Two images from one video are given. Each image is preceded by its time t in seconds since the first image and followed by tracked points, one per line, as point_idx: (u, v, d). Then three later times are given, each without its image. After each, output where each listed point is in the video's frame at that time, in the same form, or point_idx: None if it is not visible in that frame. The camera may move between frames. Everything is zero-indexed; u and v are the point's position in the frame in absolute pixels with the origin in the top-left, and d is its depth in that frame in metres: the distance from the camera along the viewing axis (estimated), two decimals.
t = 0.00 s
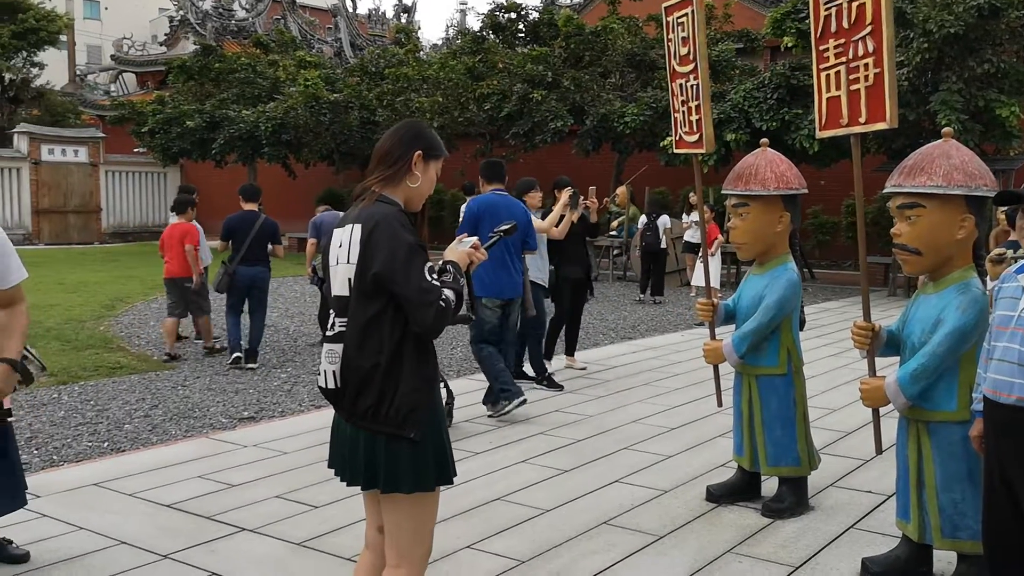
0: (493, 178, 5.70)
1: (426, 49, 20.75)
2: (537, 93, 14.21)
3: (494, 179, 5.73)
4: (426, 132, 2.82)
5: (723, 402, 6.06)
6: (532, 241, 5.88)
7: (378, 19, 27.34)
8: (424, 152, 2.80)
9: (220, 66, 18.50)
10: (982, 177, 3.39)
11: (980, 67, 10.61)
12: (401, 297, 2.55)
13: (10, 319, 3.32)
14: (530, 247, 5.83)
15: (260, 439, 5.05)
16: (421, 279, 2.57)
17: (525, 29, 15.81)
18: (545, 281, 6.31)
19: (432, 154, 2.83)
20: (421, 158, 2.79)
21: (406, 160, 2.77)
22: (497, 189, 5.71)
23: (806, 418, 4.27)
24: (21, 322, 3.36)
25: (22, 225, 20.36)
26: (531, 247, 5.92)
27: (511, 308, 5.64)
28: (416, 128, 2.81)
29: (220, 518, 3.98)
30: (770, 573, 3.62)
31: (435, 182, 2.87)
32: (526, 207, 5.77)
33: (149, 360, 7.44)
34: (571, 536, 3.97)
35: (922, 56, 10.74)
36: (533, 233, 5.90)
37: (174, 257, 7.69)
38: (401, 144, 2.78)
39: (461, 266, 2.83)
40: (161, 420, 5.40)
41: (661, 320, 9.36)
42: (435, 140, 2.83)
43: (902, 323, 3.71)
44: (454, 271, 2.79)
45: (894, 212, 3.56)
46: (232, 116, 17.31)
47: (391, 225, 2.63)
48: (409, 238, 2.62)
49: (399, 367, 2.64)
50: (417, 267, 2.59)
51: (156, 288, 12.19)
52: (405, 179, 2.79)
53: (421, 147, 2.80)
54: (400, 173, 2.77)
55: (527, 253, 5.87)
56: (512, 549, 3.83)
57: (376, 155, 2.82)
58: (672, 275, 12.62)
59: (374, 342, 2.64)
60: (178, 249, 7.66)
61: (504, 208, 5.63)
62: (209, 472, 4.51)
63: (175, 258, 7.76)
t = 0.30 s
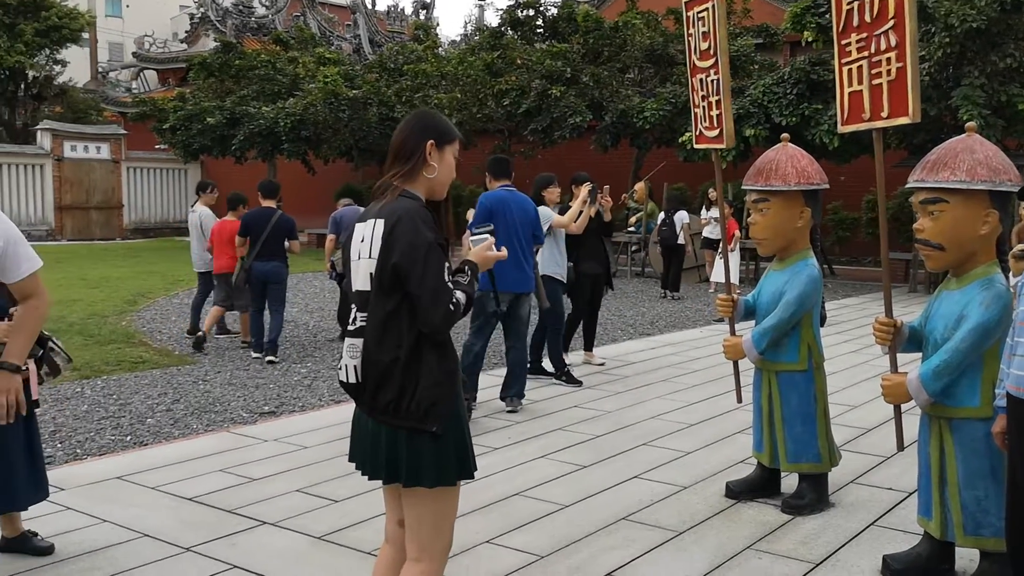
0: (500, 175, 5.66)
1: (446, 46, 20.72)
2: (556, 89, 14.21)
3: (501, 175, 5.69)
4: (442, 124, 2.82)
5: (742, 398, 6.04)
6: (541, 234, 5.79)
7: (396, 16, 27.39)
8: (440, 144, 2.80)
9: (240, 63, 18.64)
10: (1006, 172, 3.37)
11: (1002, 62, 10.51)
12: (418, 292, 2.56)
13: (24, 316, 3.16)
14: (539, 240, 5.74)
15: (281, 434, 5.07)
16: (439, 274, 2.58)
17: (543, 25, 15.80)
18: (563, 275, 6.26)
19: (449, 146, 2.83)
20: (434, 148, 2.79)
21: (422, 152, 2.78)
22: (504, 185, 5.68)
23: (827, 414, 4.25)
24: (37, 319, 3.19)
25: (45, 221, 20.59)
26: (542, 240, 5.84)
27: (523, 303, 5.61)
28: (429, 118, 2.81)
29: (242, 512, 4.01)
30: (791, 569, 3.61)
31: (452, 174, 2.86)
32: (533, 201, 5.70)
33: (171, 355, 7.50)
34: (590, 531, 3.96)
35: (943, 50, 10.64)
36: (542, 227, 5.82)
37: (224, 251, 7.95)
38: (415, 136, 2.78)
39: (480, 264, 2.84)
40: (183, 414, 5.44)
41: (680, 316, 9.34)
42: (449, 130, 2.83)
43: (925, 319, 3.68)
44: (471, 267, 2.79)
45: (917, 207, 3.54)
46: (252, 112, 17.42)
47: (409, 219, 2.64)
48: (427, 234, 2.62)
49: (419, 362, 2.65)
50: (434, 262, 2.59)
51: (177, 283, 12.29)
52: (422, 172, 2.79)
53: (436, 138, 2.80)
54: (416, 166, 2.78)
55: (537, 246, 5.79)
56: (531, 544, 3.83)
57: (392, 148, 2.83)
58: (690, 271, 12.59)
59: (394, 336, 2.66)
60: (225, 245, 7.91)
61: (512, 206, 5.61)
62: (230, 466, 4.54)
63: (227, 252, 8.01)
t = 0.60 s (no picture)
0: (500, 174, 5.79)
1: (468, 43, 20.73)
2: (577, 85, 14.21)
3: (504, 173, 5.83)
4: (454, 116, 2.83)
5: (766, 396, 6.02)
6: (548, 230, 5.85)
7: (418, 13, 27.43)
8: (450, 136, 2.81)
9: (264, 60, 18.86)
10: None
11: None
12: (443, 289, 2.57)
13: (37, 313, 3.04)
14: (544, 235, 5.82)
15: (304, 429, 5.11)
16: (462, 271, 2.59)
17: (565, 21, 15.84)
18: (583, 271, 6.21)
19: (459, 138, 2.84)
20: (443, 138, 2.80)
21: (431, 144, 2.79)
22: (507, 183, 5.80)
23: (852, 412, 4.22)
24: (52, 315, 3.08)
25: (72, 218, 20.87)
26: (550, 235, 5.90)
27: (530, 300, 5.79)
28: (437, 109, 2.83)
29: (266, 507, 4.04)
30: (815, 567, 3.60)
31: (464, 164, 2.87)
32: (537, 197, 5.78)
33: (196, 350, 7.56)
34: (613, 528, 3.96)
35: (969, 45, 10.52)
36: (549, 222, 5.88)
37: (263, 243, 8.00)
38: (424, 128, 2.80)
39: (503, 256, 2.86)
40: (208, 409, 5.49)
41: (702, 313, 9.31)
42: (456, 119, 2.84)
43: (952, 316, 3.64)
44: (495, 259, 2.81)
45: (944, 203, 3.51)
46: (275, 109, 17.54)
47: (430, 217, 2.64)
48: (449, 231, 2.63)
49: (442, 360, 2.65)
50: (456, 259, 2.60)
51: (201, 279, 12.40)
52: (435, 166, 2.80)
53: (445, 129, 2.81)
54: (428, 158, 2.79)
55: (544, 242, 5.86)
56: (553, 540, 3.84)
57: (404, 142, 2.84)
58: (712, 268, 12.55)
59: (418, 334, 2.66)
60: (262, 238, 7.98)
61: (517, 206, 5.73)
62: (254, 461, 4.57)
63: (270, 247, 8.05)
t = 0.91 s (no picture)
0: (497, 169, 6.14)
1: (490, 41, 20.71)
2: (599, 83, 14.18)
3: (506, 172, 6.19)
4: (447, 108, 2.81)
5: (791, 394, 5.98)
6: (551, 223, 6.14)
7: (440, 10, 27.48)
8: (446, 130, 2.79)
9: (288, 59, 18.98)
10: None
11: None
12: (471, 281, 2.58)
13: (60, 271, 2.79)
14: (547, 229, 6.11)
15: (328, 425, 5.14)
16: (492, 262, 2.60)
17: (587, 18, 15.83)
18: (606, 270, 6.19)
19: (455, 131, 2.82)
20: (440, 132, 2.78)
21: (428, 139, 2.77)
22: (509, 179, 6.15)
23: (877, 410, 4.20)
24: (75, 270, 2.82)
25: (98, 216, 21.07)
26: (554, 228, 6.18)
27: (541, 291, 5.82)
28: (434, 101, 2.80)
29: (291, 502, 4.06)
30: (840, 566, 3.57)
31: (462, 156, 2.87)
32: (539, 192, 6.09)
33: (221, 346, 7.62)
34: (637, 525, 3.96)
35: (995, 41, 10.40)
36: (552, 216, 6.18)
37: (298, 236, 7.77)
38: (422, 123, 2.77)
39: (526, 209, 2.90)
40: (233, 405, 5.53)
41: (725, 311, 9.28)
42: (451, 110, 2.81)
43: (980, 314, 3.60)
44: (524, 222, 2.87)
45: (972, 200, 3.47)
46: (299, 107, 17.63)
47: (450, 211, 2.63)
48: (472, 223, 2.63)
49: (458, 354, 2.66)
50: (486, 251, 2.60)
51: (225, 276, 12.49)
52: (435, 161, 2.79)
53: (441, 123, 2.78)
54: (427, 154, 2.78)
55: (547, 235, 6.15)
56: (577, 538, 3.84)
57: (401, 138, 2.80)
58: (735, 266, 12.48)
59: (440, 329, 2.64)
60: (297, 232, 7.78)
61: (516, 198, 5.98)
62: (279, 457, 4.60)
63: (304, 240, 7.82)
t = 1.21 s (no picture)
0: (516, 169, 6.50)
1: (515, 40, 20.72)
2: (623, 81, 14.15)
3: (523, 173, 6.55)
4: (415, 112, 2.69)
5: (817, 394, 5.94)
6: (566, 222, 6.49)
7: (464, 10, 27.55)
8: (415, 139, 2.69)
9: (314, 59, 19.00)
10: None
11: None
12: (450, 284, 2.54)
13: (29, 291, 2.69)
14: (562, 227, 6.46)
15: (354, 423, 5.16)
16: (471, 260, 2.55)
17: (612, 16, 15.79)
18: (625, 269, 6.16)
19: (427, 137, 2.72)
20: (410, 143, 2.69)
21: (398, 150, 2.69)
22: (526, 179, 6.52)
23: (905, 410, 4.16)
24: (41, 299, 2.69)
25: (127, 215, 21.26)
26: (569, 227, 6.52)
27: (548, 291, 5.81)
28: (398, 106, 2.70)
29: (318, 499, 4.09)
30: (868, 567, 3.55)
31: (437, 159, 2.76)
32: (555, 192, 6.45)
33: (248, 344, 7.68)
34: (663, 525, 3.96)
35: None
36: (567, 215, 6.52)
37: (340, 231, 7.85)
38: (391, 133, 2.69)
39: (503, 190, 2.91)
40: (261, 402, 5.58)
41: (750, 310, 9.24)
42: (419, 113, 2.70)
43: (1011, 314, 3.56)
44: (503, 207, 2.88)
45: (1004, 198, 3.43)
46: (324, 107, 17.77)
47: (420, 219, 2.58)
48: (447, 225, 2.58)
49: (449, 355, 2.62)
50: (464, 250, 2.55)
51: (252, 275, 12.59)
52: (404, 170, 2.71)
53: (409, 132, 2.69)
54: (397, 164, 2.70)
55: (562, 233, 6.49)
56: (603, 537, 3.84)
57: (373, 149, 2.74)
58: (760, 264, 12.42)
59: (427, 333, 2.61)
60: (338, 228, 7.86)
61: (531, 199, 6.40)
62: (307, 454, 4.64)
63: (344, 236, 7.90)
